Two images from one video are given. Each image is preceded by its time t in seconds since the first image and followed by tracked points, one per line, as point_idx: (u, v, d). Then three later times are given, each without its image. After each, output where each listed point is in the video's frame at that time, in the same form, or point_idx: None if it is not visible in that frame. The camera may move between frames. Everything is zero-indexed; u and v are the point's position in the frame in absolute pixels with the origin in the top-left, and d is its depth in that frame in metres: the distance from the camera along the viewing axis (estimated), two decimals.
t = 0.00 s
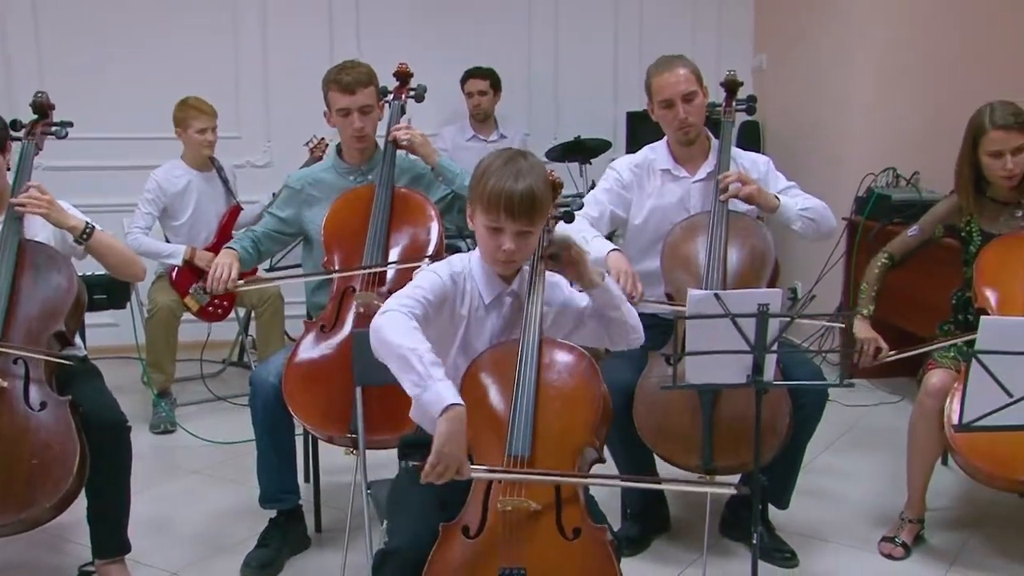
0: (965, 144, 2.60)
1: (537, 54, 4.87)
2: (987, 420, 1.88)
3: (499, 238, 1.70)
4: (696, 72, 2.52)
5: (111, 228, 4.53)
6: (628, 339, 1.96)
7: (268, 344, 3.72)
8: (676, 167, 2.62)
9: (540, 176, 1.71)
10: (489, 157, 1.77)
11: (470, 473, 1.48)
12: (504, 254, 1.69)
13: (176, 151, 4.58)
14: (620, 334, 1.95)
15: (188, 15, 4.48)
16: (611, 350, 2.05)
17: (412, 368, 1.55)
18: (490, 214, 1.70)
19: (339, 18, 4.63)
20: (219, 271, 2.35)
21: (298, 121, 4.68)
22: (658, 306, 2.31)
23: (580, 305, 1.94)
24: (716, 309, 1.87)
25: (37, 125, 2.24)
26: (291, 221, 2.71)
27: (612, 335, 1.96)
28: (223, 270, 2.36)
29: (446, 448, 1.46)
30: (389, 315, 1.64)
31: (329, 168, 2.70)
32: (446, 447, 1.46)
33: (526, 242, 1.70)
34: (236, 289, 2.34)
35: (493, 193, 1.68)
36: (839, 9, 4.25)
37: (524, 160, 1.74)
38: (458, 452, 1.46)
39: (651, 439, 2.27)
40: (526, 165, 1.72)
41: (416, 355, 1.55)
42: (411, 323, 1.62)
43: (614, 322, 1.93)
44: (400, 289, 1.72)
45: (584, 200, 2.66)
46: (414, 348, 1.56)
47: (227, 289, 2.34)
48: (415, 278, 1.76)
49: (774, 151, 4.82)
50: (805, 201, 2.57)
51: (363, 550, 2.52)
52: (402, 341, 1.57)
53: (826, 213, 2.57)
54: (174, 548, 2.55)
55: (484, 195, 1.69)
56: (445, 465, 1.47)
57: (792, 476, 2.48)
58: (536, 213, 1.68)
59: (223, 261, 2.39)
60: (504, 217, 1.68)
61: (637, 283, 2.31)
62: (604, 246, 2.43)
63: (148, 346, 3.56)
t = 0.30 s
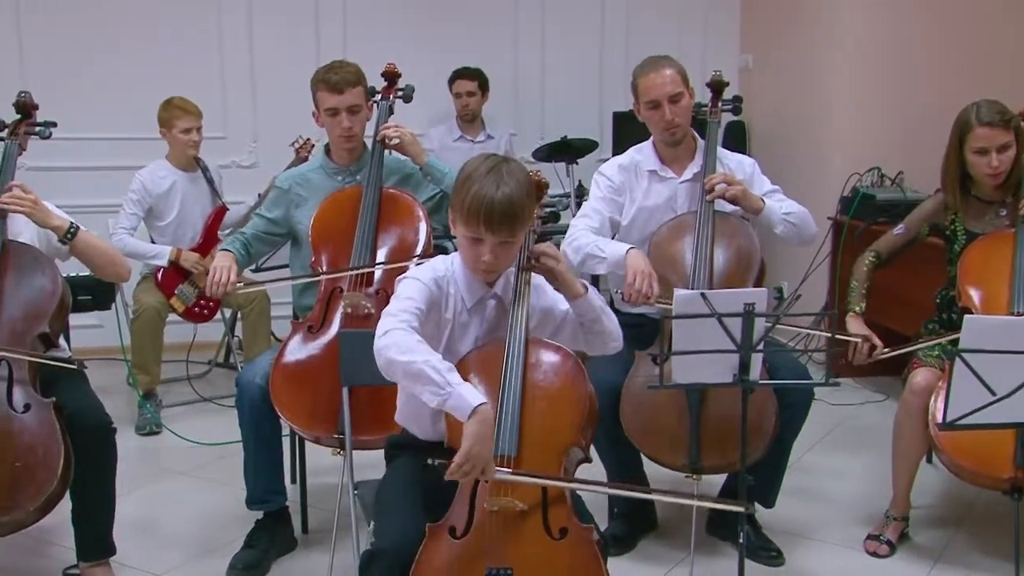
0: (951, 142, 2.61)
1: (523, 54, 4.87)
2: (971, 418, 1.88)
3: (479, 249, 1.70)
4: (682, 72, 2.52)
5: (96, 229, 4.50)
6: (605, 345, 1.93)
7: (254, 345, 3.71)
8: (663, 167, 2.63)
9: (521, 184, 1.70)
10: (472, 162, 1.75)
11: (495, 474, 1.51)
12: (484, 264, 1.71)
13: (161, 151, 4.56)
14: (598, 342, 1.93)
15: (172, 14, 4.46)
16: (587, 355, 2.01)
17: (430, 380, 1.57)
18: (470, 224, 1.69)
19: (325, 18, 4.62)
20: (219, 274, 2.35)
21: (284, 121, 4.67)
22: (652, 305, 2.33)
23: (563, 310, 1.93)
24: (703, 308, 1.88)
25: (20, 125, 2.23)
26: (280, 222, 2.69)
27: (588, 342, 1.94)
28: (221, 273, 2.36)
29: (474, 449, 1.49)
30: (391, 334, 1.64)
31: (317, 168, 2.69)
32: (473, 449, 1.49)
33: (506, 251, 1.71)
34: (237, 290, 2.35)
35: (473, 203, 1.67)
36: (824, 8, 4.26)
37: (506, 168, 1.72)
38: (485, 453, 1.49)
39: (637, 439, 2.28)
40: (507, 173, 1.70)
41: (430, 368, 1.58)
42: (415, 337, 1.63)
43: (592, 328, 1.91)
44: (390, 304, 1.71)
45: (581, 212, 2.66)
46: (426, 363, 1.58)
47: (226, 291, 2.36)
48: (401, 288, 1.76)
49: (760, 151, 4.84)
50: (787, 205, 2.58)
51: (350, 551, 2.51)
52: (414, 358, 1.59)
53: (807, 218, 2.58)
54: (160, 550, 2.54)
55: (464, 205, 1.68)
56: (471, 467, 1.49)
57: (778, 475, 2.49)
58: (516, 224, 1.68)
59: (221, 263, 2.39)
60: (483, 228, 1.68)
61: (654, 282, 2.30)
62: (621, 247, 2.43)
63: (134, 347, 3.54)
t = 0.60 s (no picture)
0: (938, 141, 2.63)
1: (510, 54, 4.87)
2: (957, 416, 1.89)
3: (453, 248, 1.71)
4: (669, 73, 2.53)
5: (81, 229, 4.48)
6: (581, 353, 1.95)
7: (241, 346, 3.70)
8: (649, 168, 2.64)
9: (489, 181, 1.70)
10: (443, 162, 1.76)
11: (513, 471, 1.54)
12: (460, 264, 1.72)
13: (147, 151, 4.54)
14: (576, 346, 1.94)
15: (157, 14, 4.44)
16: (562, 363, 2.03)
17: (437, 399, 1.58)
18: (441, 225, 1.70)
19: (312, 17, 4.61)
20: (218, 275, 2.35)
21: (270, 121, 4.65)
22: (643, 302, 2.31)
23: (543, 312, 1.91)
24: (691, 308, 1.88)
25: (4, 125, 2.21)
26: (268, 222, 2.69)
27: (565, 345, 1.95)
28: (219, 273, 2.36)
29: (496, 447, 1.52)
30: (386, 365, 1.62)
31: (304, 169, 2.69)
32: (495, 447, 1.52)
33: (480, 249, 1.71)
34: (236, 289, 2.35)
35: (442, 204, 1.67)
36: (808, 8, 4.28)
37: (473, 166, 1.73)
38: (505, 451, 1.53)
39: (625, 438, 2.28)
40: (474, 171, 1.71)
41: (435, 383, 1.58)
42: (410, 360, 1.62)
43: (570, 332, 1.92)
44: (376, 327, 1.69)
45: (574, 223, 2.64)
46: (431, 379, 1.59)
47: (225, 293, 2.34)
48: (381, 300, 1.74)
49: (746, 151, 4.85)
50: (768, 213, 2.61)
51: (338, 552, 2.51)
52: (419, 376, 1.59)
53: (785, 229, 2.60)
54: (145, 552, 2.52)
55: (434, 206, 1.69)
56: (492, 464, 1.53)
57: (765, 474, 2.50)
58: (487, 222, 1.68)
59: (219, 266, 2.39)
60: (455, 228, 1.69)
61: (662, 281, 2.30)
62: (629, 255, 2.42)
63: (119, 349, 3.52)
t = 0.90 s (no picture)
0: (924, 139, 2.64)
1: (498, 55, 4.88)
2: (942, 415, 1.90)
3: (423, 239, 1.72)
4: (655, 72, 2.53)
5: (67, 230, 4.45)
6: (566, 339, 1.95)
7: (228, 347, 3.68)
8: (636, 167, 2.64)
9: (451, 171, 1.71)
10: (405, 158, 1.78)
11: (457, 456, 1.55)
12: (432, 254, 1.72)
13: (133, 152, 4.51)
14: (559, 335, 1.95)
15: (143, 14, 4.42)
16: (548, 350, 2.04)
17: (371, 380, 1.61)
18: (408, 217, 1.71)
19: (298, 18, 4.60)
20: (213, 273, 2.35)
21: (257, 121, 4.64)
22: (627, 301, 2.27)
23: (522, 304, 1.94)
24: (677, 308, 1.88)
25: None
26: (256, 223, 2.68)
27: (549, 335, 1.95)
28: (215, 272, 2.35)
29: (433, 429, 1.53)
30: (326, 348, 1.67)
31: (290, 169, 2.68)
32: (434, 430, 1.54)
33: (450, 238, 1.72)
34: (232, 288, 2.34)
35: (406, 196, 1.69)
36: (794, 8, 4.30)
37: (434, 158, 1.74)
38: (445, 433, 1.54)
39: (612, 438, 2.29)
40: (435, 163, 1.72)
41: (372, 367, 1.62)
42: (348, 343, 1.65)
43: (554, 322, 1.92)
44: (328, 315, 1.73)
45: (556, 219, 2.64)
46: (368, 363, 1.62)
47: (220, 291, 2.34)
48: (345, 296, 1.78)
49: (733, 151, 4.86)
50: (756, 208, 2.61)
51: (325, 553, 2.50)
52: (356, 361, 1.62)
53: (777, 222, 2.62)
54: (132, 554, 2.51)
55: (399, 199, 1.70)
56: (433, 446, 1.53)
57: (752, 473, 2.51)
58: (453, 210, 1.69)
59: (214, 262, 2.39)
60: (422, 219, 1.69)
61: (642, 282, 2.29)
62: (602, 257, 2.44)
63: (105, 350, 3.51)
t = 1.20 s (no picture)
0: (910, 139, 2.65)
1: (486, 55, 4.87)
2: (928, 413, 1.91)
3: (402, 233, 1.72)
4: (642, 71, 2.53)
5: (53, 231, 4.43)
6: (552, 342, 1.95)
7: (217, 347, 3.67)
8: (623, 167, 2.64)
9: (424, 166, 1.74)
10: (376, 159, 1.81)
11: (385, 451, 1.51)
12: (411, 247, 1.72)
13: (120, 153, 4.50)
14: (545, 336, 1.94)
15: (130, 14, 4.40)
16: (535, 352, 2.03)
17: (312, 356, 1.63)
18: (383, 213, 1.72)
19: (286, 18, 4.59)
20: (209, 272, 2.33)
21: (245, 122, 4.63)
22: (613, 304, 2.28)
23: (508, 304, 1.94)
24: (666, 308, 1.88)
25: None
26: (245, 224, 2.67)
27: (535, 336, 1.95)
28: (213, 272, 2.34)
29: (360, 421, 1.50)
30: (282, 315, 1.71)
31: (279, 169, 2.67)
32: (361, 420, 1.51)
33: (428, 230, 1.73)
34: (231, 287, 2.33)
35: (379, 193, 1.71)
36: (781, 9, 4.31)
37: (407, 155, 1.77)
38: (373, 426, 1.51)
39: (601, 438, 2.29)
40: (406, 159, 1.75)
41: (312, 342, 1.63)
42: (302, 316, 1.69)
43: (539, 323, 1.92)
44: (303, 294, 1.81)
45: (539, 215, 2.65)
46: (309, 337, 1.64)
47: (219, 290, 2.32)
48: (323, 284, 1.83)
49: (721, 151, 4.87)
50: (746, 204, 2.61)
51: (314, 554, 2.50)
52: (298, 332, 1.65)
53: (768, 215, 2.61)
54: (119, 556, 2.50)
55: (374, 196, 1.72)
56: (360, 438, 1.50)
57: (741, 472, 2.51)
58: (428, 201, 1.71)
59: (212, 262, 2.37)
60: (398, 213, 1.71)
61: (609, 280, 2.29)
62: (574, 254, 2.42)
63: (92, 351, 3.49)
